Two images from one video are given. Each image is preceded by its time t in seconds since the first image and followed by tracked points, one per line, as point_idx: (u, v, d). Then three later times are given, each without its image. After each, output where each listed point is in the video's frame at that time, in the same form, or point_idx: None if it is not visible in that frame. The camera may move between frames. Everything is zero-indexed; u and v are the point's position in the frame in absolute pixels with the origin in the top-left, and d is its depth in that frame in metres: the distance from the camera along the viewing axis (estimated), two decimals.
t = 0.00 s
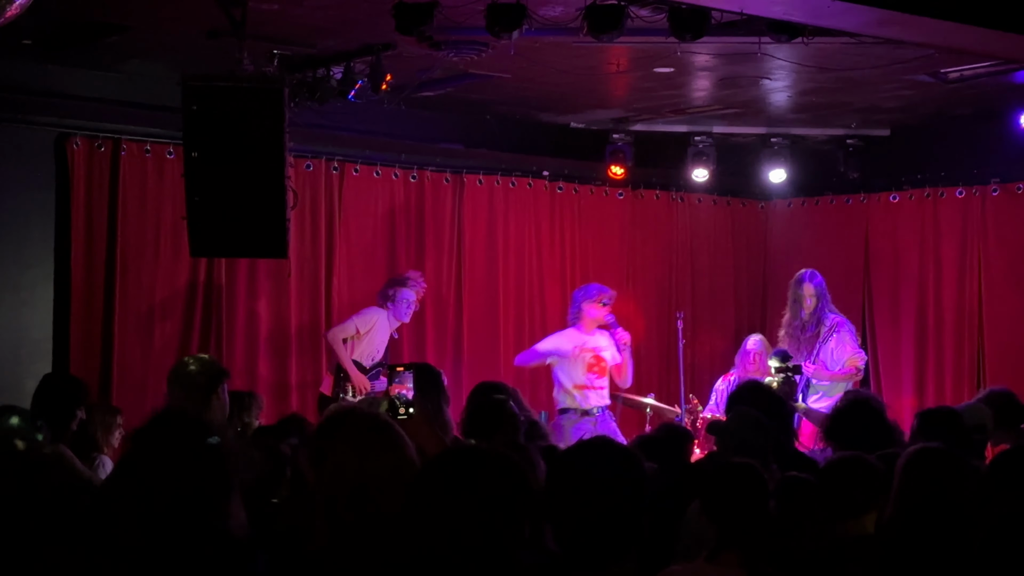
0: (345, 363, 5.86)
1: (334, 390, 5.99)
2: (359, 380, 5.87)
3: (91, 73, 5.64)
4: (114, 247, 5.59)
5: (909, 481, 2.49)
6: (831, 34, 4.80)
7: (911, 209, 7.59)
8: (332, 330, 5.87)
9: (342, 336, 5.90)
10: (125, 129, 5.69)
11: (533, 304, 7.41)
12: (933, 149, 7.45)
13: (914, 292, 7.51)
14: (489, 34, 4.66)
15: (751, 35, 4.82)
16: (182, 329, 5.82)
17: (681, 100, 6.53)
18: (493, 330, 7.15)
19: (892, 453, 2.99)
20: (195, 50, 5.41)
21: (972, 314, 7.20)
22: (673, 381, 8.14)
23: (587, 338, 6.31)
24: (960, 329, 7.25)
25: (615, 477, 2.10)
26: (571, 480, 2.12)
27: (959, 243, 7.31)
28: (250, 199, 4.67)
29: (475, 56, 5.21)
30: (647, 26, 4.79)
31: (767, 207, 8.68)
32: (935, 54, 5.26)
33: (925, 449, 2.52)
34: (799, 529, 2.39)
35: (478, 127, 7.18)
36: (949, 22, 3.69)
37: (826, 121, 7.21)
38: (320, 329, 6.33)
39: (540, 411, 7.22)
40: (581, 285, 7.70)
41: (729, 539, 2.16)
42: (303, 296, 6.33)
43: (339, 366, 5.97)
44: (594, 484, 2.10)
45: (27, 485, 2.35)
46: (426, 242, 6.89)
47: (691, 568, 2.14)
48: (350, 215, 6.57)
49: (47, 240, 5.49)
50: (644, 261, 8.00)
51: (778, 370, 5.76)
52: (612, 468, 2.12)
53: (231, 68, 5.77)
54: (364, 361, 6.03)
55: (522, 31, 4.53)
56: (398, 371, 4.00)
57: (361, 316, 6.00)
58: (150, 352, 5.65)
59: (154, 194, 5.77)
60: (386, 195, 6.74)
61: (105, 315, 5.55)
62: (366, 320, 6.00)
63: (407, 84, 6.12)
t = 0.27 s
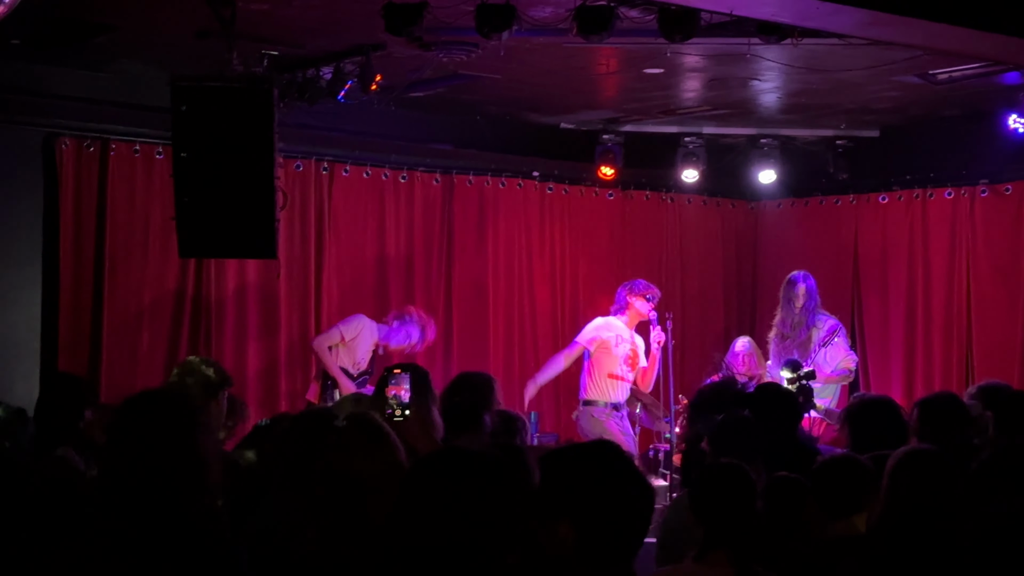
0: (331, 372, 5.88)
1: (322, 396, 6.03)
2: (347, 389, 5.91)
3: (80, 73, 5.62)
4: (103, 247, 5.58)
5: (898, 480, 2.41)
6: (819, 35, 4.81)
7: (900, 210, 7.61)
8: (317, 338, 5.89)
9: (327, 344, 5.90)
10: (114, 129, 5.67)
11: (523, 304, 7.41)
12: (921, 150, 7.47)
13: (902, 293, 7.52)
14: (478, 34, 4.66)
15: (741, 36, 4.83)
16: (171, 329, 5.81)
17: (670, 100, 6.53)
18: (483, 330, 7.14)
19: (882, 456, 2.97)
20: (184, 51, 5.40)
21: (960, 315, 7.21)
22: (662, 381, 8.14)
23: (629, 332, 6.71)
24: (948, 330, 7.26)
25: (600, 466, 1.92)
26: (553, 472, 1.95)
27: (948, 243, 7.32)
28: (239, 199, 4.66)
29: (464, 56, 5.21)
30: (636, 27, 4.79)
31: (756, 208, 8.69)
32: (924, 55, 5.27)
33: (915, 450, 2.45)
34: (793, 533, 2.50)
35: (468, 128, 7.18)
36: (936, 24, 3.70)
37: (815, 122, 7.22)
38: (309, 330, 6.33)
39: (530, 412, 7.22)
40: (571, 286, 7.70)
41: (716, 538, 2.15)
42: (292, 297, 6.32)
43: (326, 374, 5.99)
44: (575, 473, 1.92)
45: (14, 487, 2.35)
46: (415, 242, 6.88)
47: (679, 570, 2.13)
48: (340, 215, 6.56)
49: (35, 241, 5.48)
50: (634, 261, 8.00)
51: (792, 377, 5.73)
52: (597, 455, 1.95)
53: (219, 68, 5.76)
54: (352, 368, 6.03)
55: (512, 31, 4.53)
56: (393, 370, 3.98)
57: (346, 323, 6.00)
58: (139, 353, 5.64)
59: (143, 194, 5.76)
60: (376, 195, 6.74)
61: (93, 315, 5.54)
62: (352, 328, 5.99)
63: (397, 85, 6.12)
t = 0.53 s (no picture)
0: (325, 363, 5.89)
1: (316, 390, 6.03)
2: (340, 379, 5.92)
3: (69, 72, 5.61)
4: (93, 246, 5.56)
5: (888, 480, 2.45)
6: (810, 35, 4.81)
7: (890, 210, 7.62)
8: (310, 330, 5.89)
9: (319, 335, 5.92)
10: (103, 128, 5.66)
11: (513, 303, 7.41)
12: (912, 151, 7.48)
13: (893, 293, 7.53)
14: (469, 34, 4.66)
15: (732, 36, 4.83)
16: (161, 329, 5.79)
17: (661, 100, 6.54)
18: (473, 330, 7.14)
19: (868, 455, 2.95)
20: (175, 50, 5.39)
21: (949, 314, 7.21)
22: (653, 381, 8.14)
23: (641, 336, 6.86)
24: (938, 328, 7.27)
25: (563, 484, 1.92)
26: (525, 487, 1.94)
27: (938, 243, 7.33)
28: (229, 198, 4.65)
29: (455, 56, 5.20)
30: (627, 26, 4.79)
31: (746, 208, 8.70)
32: (915, 55, 5.28)
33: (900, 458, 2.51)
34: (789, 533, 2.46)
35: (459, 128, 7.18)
36: (927, 24, 3.70)
37: (806, 122, 7.23)
38: (300, 330, 6.31)
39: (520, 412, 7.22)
40: (562, 286, 7.70)
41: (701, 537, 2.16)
42: (282, 297, 6.31)
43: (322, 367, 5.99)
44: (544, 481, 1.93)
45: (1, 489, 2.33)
46: (406, 242, 6.88)
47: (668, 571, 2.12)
48: (331, 214, 6.55)
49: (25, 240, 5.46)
50: (624, 261, 8.00)
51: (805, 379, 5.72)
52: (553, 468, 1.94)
53: (209, 67, 5.75)
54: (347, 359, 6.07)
55: (503, 31, 4.53)
56: (399, 370, 3.82)
57: (338, 314, 6.02)
58: (129, 352, 5.62)
59: (133, 193, 5.74)
60: (367, 195, 6.73)
61: (83, 315, 5.52)
62: (343, 319, 6.02)
63: (387, 85, 6.12)
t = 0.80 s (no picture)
0: (314, 363, 5.86)
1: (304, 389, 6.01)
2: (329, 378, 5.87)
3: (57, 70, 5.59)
4: (80, 244, 5.55)
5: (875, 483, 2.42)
6: (798, 34, 4.81)
7: (878, 209, 7.64)
8: (299, 330, 5.87)
9: (309, 336, 5.90)
10: (92, 125, 5.64)
11: (502, 301, 7.40)
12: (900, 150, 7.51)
13: (881, 291, 7.55)
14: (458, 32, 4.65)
15: (720, 34, 4.83)
16: (149, 327, 5.78)
17: (650, 99, 6.54)
18: (462, 328, 7.13)
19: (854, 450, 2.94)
20: (163, 47, 5.38)
21: (937, 312, 7.21)
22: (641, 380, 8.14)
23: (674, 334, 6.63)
24: (926, 326, 7.27)
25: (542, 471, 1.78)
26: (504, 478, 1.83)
27: (926, 242, 7.34)
28: (217, 196, 4.64)
29: (444, 54, 5.20)
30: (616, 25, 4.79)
31: (736, 206, 8.71)
32: (903, 54, 5.28)
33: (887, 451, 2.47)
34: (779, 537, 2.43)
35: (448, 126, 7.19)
36: (917, 23, 3.70)
37: (795, 121, 7.24)
38: (289, 329, 6.31)
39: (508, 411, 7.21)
40: (551, 284, 7.70)
41: (693, 539, 2.15)
42: (271, 295, 6.30)
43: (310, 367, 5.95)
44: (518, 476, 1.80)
45: None
46: (395, 240, 6.88)
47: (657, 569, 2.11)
48: (320, 212, 6.55)
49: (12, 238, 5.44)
50: (613, 259, 8.00)
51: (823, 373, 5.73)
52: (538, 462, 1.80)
53: (198, 65, 5.74)
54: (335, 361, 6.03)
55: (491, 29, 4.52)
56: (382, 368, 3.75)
57: (329, 316, 6.01)
58: (116, 350, 5.61)
59: (121, 192, 5.73)
60: (356, 193, 6.73)
61: (71, 313, 5.51)
62: (335, 321, 6.00)
63: (376, 83, 6.11)
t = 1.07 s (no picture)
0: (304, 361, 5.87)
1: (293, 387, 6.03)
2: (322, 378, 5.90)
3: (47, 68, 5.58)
4: (70, 243, 5.54)
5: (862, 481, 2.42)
6: (788, 33, 4.82)
7: (868, 208, 7.66)
8: (288, 328, 5.86)
9: (298, 333, 5.90)
10: (80, 123, 5.63)
11: (492, 301, 7.40)
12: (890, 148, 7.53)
13: (871, 289, 7.56)
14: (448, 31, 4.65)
15: (710, 33, 4.83)
16: (138, 325, 5.77)
17: (640, 98, 6.54)
18: (452, 327, 7.13)
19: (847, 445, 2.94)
20: (152, 45, 5.37)
21: (926, 311, 7.22)
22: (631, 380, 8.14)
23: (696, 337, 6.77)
24: (915, 325, 7.28)
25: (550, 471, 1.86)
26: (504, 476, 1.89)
27: (915, 240, 7.35)
28: (206, 195, 4.63)
29: (434, 53, 5.20)
30: (605, 23, 4.80)
31: (725, 205, 8.72)
32: (892, 53, 5.30)
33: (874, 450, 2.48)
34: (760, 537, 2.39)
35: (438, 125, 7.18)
36: (906, 22, 3.71)
37: (785, 119, 7.25)
38: (279, 328, 6.30)
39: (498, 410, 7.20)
40: (541, 283, 7.70)
41: (686, 533, 2.14)
42: (261, 294, 6.29)
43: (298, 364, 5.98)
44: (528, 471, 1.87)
45: None
46: (385, 239, 6.87)
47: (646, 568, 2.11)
48: (310, 211, 6.54)
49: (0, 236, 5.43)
50: (603, 258, 8.00)
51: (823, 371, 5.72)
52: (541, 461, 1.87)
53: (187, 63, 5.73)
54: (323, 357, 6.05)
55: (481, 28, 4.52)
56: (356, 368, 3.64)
57: (318, 313, 6.01)
58: (106, 348, 5.60)
59: (110, 190, 5.72)
60: (346, 192, 6.72)
61: (59, 312, 5.50)
62: (323, 318, 6.01)
63: (366, 81, 6.11)
